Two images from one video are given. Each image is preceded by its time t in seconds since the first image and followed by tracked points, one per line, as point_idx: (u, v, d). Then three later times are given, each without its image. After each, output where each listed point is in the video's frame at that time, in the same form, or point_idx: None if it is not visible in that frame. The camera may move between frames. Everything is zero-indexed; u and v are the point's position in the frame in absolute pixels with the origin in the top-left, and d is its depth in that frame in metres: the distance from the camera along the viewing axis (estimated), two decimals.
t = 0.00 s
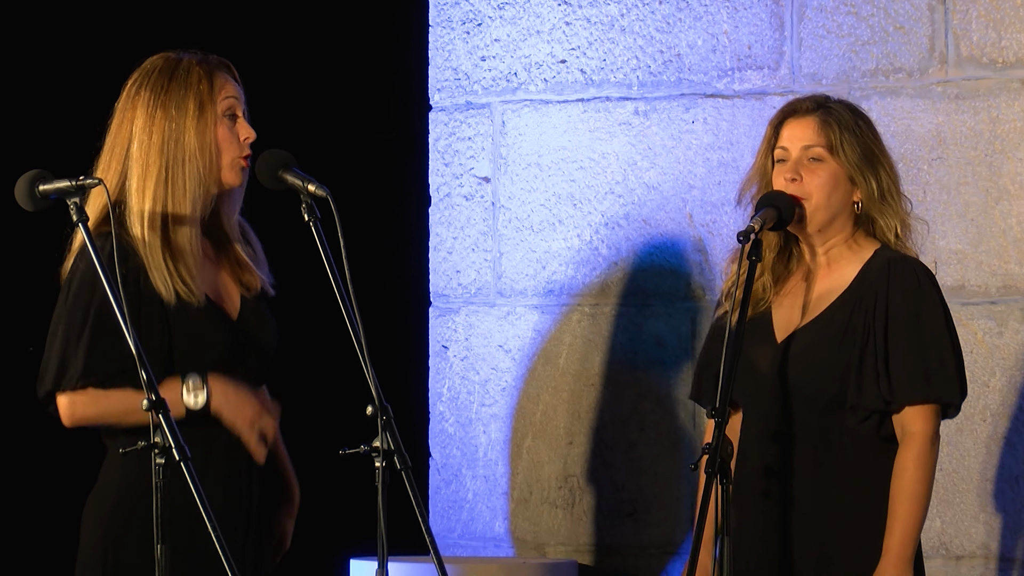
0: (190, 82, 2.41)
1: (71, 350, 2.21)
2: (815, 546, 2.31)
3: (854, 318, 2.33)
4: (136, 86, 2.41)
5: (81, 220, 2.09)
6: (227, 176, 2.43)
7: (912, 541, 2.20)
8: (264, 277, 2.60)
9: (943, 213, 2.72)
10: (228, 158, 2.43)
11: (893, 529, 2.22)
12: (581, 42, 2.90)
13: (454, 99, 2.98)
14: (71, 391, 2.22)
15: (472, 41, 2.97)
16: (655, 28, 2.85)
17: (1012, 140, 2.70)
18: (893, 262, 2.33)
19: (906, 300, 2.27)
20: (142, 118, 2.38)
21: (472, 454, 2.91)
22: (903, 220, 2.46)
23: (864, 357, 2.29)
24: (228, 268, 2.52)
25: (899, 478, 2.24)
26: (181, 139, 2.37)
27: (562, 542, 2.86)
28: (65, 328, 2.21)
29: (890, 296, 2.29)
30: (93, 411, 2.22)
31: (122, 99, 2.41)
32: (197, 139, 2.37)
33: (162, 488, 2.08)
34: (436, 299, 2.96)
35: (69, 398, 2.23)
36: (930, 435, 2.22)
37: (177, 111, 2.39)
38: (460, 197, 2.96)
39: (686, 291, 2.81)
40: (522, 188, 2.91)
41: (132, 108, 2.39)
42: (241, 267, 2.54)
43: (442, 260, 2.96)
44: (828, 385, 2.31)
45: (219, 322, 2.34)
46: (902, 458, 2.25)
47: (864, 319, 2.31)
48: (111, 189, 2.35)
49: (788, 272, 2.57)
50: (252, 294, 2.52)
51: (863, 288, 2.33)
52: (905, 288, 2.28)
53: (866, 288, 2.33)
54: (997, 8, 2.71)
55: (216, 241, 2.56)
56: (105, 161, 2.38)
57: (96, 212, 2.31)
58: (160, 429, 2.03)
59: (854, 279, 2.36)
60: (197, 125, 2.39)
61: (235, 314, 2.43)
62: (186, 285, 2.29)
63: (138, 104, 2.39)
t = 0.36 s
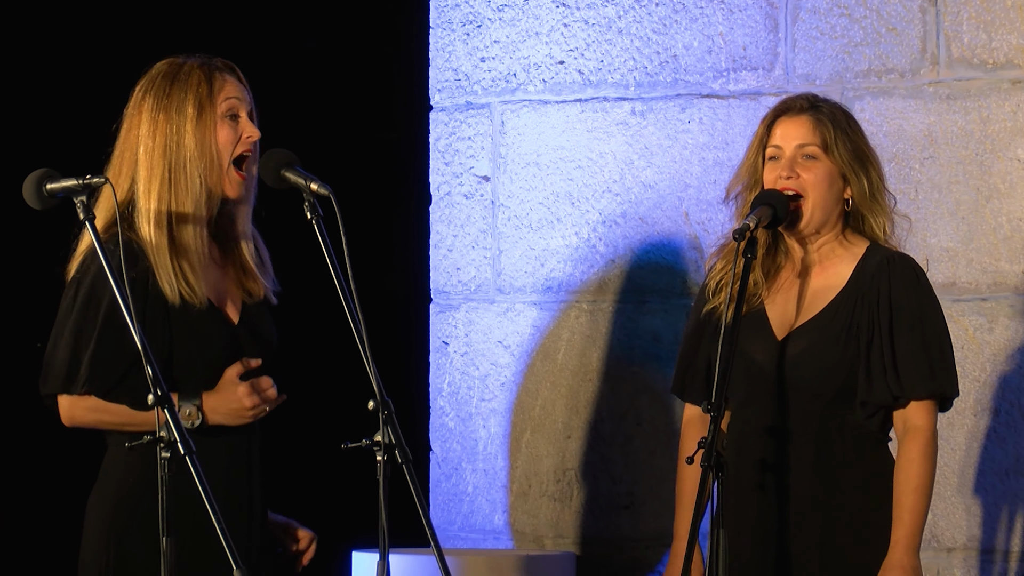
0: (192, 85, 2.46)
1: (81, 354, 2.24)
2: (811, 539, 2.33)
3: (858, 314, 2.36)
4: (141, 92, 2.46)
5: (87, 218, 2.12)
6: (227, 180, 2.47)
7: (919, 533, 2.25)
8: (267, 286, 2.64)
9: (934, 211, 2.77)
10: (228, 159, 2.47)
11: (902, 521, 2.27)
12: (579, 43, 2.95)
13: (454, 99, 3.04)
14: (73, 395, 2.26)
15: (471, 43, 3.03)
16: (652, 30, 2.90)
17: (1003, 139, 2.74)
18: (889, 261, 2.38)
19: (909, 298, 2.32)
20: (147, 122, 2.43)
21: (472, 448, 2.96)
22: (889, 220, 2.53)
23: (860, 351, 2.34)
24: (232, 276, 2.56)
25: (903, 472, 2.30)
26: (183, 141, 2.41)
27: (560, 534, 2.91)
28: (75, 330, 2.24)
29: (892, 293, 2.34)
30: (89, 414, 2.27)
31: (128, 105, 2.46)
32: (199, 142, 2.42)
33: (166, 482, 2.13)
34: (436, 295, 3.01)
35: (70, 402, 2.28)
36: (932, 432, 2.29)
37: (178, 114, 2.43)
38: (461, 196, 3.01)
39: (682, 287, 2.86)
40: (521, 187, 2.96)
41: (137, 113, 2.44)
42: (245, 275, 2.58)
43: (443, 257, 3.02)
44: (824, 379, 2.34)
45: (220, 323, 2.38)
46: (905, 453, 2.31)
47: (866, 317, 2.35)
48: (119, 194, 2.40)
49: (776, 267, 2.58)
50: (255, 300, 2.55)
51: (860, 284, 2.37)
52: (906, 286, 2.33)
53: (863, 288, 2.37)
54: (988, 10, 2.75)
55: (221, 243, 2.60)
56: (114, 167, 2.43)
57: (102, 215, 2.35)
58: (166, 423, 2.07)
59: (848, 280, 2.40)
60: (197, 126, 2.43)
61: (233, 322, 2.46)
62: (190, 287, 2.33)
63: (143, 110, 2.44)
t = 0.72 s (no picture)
0: (196, 91, 2.51)
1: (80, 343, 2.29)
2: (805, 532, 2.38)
3: (857, 317, 2.41)
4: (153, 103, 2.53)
5: (93, 217, 2.17)
6: (229, 182, 2.50)
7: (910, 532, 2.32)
8: (283, 301, 2.67)
9: (925, 210, 2.83)
10: (230, 163, 2.49)
11: (893, 524, 2.33)
12: (576, 45, 3.00)
13: (454, 100, 3.09)
14: (65, 378, 2.31)
15: (471, 44, 3.08)
16: (648, 32, 2.95)
17: (993, 140, 2.79)
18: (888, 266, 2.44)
19: (908, 301, 2.38)
20: (155, 131, 2.50)
21: (472, 443, 3.01)
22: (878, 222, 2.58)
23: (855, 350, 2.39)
24: (247, 289, 2.61)
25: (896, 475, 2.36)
26: (185, 147, 2.46)
27: (556, 528, 2.96)
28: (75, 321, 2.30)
29: (892, 297, 2.40)
30: (77, 400, 2.31)
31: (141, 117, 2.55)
32: (201, 146, 2.46)
33: (172, 475, 2.15)
34: (436, 293, 3.06)
35: (60, 385, 2.32)
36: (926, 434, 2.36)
37: (182, 121, 2.48)
38: (460, 195, 3.06)
39: (678, 285, 2.91)
40: (520, 186, 3.01)
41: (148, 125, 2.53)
42: (258, 288, 2.62)
43: (443, 255, 3.07)
44: (816, 377, 2.39)
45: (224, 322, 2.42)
46: (897, 456, 2.38)
47: (866, 320, 2.40)
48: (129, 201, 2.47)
49: (771, 268, 2.60)
50: (264, 313, 2.59)
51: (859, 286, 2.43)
52: (904, 290, 2.39)
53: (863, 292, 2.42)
54: (978, 12, 2.80)
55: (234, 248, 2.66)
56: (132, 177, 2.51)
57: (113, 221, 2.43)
58: (170, 420, 2.11)
59: (846, 283, 2.45)
60: (196, 130, 2.47)
61: (240, 329, 2.50)
62: (195, 285, 2.37)
63: (154, 120, 2.51)
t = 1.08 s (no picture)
0: (211, 81, 2.57)
1: (81, 330, 2.35)
2: (799, 521, 2.43)
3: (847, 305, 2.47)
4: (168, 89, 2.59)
5: (101, 214, 2.23)
6: (238, 171, 2.54)
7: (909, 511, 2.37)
8: (293, 279, 2.68)
9: (916, 208, 2.89)
10: (240, 154, 2.54)
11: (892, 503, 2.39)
12: (574, 46, 3.05)
13: (454, 100, 3.14)
14: (72, 364, 2.37)
15: (471, 46, 3.13)
16: (645, 33, 3.01)
17: (983, 139, 2.85)
18: (878, 251, 2.50)
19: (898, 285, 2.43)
20: (168, 117, 2.55)
21: (471, 436, 3.07)
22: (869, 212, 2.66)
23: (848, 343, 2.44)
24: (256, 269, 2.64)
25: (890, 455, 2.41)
26: (196, 135, 2.52)
27: (554, 520, 3.02)
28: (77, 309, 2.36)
29: (882, 282, 2.46)
30: (86, 387, 2.38)
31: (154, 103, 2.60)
32: (211, 134, 2.52)
33: (177, 468, 2.23)
34: (437, 289, 3.12)
35: (70, 372, 2.39)
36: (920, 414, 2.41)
37: (194, 109, 2.54)
38: (460, 194, 3.12)
39: (674, 282, 2.97)
40: (519, 185, 3.07)
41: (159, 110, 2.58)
42: (266, 268, 2.65)
43: (443, 253, 3.12)
44: (807, 372, 2.44)
45: (230, 309, 2.47)
46: (892, 436, 2.43)
47: (857, 308, 2.46)
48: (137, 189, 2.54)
49: (765, 261, 2.67)
50: (272, 292, 2.61)
51: (848, 279, 2.48)
52: (894, 274, 2.45)
53: (852, 281, 2.48)
54: (969, 14, 2.86)
55: (242, 235, 2.69)
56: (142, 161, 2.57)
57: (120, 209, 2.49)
58: (177, 413, 2.16)
59: (837, 269, 2.50)
60: (207, 121, 2.53)
61: (248, 311, 2.55)
62: (195, 269, 2.44)
63: (166, 106, 2.57)
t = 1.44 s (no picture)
0: (212, 85, 2.64)
1: (92, 334, 2.43)
2: (786, 512, 2.51)
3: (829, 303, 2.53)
4: (168, 91, 2.66)
5: (109, 214, 2.31)
6: (242, 174, 2.63)
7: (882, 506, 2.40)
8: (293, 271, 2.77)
9: (903, 208, 2.97)
10: (242, 156, 2.63)
11: (864, 498, 2.41)
12: (570, 50, 3.13)
13: (453, 103, 3.22)
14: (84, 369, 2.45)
15: (469, 50, 3.21)
16: (639, 38, 3.08)
17: (968, 141, 2.92)
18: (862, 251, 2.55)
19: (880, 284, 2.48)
20: (170, 120, 2.63)
21: (470, 430, 3.15)
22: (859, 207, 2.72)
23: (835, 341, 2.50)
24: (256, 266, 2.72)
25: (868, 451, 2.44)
26: (200, 138, 2.60)
27: (551, 511, 3.10)
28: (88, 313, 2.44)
29: (864, 281, 2.50)
30: (99, 392, 2.47)
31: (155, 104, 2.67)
32: (214, 137, 2.60)
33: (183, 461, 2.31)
34: (437, 287, 3.20)
35: (84, 379, 2.47)
36: (897, 410, 2.44)
37: (197, 112, 2.61)
38: (459, 194, 3.19)
39: (668, 279, 3.03)
40: (516, 185, 3.15)
41: (161, 111, 2.65)
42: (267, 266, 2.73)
43: (443, 251, 3.20)
44: (794, 367, 2.51)
45: (235, 306, 2.54)
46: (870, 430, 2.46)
47: (838, 306, 2.52)
48: (140, 190, 2.61)
49: (759, 260, 2.77)
50: (274, 287, 2.69)
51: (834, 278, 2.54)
52: (877, 272, 2.50)
53: (835, 281, 2.53)
54: (954, 18, 2.93)
55: (244, 232, 2.76)
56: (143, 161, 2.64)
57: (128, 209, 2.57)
58: (182, 408, 2.24)
59: (825, 266, 2.57)
60: (214, 123, 2.61)
61: (254, 309, 2.63)
62: (200, 271, 2.51)
63: (168, 108, 2.64)
